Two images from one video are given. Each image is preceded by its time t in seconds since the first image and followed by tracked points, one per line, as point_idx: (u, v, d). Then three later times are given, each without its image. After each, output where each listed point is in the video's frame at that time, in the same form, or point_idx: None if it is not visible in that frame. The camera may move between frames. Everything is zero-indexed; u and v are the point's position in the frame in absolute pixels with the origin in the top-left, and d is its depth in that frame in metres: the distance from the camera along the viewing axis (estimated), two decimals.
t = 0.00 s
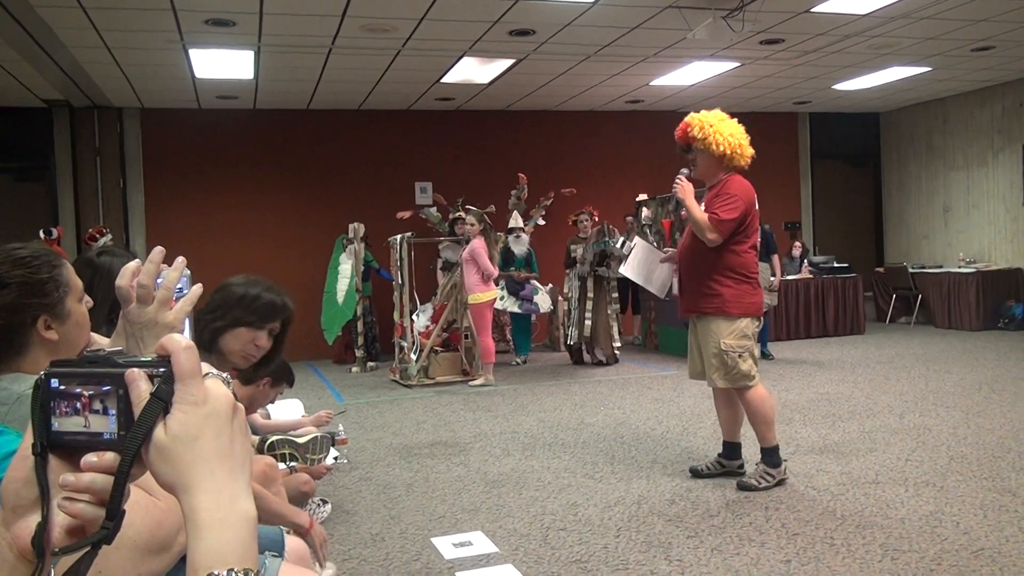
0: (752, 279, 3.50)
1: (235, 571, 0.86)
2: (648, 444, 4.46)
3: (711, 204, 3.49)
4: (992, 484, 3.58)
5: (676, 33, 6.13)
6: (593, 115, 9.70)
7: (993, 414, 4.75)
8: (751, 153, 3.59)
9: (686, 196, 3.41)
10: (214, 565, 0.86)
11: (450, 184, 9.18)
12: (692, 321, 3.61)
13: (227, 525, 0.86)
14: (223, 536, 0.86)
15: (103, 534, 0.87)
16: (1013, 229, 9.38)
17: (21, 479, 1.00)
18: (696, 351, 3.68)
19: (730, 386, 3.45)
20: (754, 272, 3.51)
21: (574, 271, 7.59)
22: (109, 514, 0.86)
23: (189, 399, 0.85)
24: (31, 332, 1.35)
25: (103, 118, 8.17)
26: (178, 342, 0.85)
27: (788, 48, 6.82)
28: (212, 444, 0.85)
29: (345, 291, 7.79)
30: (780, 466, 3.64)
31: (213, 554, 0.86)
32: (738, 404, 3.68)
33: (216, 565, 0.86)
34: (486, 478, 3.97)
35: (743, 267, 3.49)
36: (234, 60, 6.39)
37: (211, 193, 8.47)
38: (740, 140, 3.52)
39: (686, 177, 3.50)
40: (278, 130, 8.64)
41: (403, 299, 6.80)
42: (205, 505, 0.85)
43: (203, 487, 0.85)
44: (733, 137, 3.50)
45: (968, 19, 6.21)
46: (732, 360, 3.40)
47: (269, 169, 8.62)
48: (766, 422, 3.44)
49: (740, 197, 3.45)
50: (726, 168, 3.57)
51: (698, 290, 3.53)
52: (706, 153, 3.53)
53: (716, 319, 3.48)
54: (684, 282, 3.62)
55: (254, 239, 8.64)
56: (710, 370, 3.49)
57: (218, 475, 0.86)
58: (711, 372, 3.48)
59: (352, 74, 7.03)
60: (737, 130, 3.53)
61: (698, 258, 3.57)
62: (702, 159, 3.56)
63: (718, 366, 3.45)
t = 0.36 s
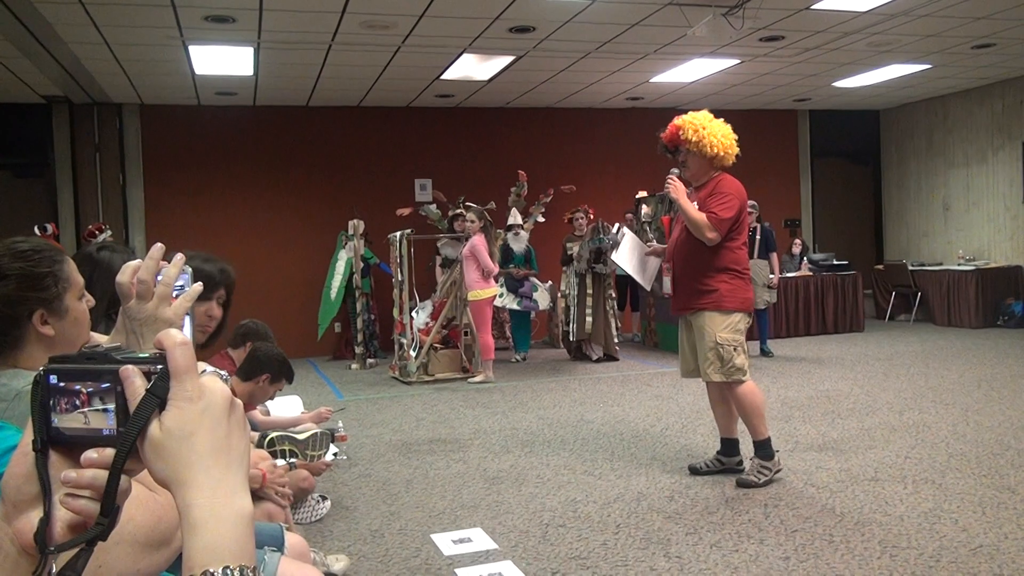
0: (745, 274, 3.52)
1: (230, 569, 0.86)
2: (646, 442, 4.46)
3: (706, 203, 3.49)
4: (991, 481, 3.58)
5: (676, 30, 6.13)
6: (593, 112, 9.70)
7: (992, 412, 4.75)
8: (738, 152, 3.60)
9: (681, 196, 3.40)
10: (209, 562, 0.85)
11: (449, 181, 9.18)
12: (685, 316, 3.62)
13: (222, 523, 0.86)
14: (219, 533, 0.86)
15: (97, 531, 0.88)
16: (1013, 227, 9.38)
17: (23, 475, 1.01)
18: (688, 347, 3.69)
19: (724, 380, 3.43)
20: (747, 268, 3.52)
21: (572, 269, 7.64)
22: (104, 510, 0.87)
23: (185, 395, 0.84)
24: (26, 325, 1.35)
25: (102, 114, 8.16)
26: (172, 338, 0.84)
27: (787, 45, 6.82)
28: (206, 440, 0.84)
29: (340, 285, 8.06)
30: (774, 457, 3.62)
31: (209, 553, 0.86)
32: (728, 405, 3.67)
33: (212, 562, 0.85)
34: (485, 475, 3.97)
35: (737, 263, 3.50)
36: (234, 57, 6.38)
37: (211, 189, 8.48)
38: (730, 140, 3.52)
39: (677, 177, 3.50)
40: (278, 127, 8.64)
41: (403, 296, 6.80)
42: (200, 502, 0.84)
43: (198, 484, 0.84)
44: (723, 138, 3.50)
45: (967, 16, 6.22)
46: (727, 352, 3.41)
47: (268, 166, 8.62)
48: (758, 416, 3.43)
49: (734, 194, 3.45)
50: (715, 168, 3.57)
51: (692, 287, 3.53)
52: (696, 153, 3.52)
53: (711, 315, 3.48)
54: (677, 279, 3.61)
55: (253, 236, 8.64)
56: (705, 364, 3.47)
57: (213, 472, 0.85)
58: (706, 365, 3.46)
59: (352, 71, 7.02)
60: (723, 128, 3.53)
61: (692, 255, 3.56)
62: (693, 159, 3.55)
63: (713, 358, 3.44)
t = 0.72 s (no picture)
0: (745, 269, 3.52)
1: (237, 561, 0.87)
2: (645, 439, 4.46)
3: (703, 199, 3.49)
4: (990, 480, 3.58)
5: (677, 27, 6.12)
6: (593, 109, 9.70)
7: (991, 410, 4.76)
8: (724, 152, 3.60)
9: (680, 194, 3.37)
10: (216, 554, 0.86)
11: (450, 178, 9.18)
12: (685, 313, 3.60)
13: (230, 515, 0.87)
14: (226, 527, 0.87)
15: (113, 523, 0.85)
16: (1013, 226, 9.38)
17: (29, 464, 1.00)
18: (685, 345, 3.69)
19: (720, 375, 3.43)
20: (746, 263, 3.54)
21: (567, 265, 7.69)
22: (119, 501, 0.84)
23: (195, 386, 0.83)
24: (17, 318, 1.35)
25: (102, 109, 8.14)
26: (182, 328, 0.83)
27: (788, 43, 6.82)
28: (216, 432, 0.84)
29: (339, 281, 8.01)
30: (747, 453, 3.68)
31: (215, 545, 0.86)
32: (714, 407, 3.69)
33: (218, 555, 0.86)
34: (484, 471, 3.98)
35: (737, 258, 3.50)
36: (234, 52, 6.37)
37: (211, 184, 8.47)
38: (715, 139, 3.54)
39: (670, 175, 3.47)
40: (277, 123, 8.63)
41: (403, 293, 6.80)
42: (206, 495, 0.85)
43: (204, 478, 0.84)
44: (709, 137, 3.51)
45: (968, 14, 6.20)
46: (728, 348, 3.41)
47: (268, 162, 8.61)
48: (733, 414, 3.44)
49: (730, 189, 3.46)
50: (701, 167, 3.60)
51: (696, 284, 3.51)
52: (684, 151, 3.53)
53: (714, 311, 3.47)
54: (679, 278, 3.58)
55: (253, 231, 8.63)
56: (702, 358, 3.45)
57: (221, 463, 0.85)
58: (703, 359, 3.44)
59: (352, 66, 7.01)
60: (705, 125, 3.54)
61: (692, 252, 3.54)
62: (681, 158, 3.56)
63: (713, 354, 3.42)
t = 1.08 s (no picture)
0: (744, 269, 3.52)
1: (221, 526, 0.85)
2: (643, 437, 4.46)
3: (704, 197, 3.49)
4: (988, 479, 3.59)
5: (677, 25, 6.12)
6: (593, 107, 9.69)
7: (990, 410, 4.76)
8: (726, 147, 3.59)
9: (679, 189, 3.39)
10: (200, 519, 0.85)
11: (449, 175, 9.17)
12: (683, 312, 3.59)
13: (214, 479, 0.85)
14: (209, 491, 0.85)
15: (102, 486, 0.89)
16: (1012, 225, 9.38)
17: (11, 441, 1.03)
18: (682, 346, 3.68)
19: (728, 375, 3.42)
20: (746, 261, 3.53)
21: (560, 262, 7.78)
22: (106, 466, 0.88)
23: (179, 351, 0.82)
24: (9, 309, 1.35)
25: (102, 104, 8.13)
26: (167, 293, 0.83)
27: (788, 42, 6.82)
28: (201, 397, 0.83)
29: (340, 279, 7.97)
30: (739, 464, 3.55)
31: (199, 510, 0.85)
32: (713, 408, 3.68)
33: (202, 520, 0.85)
34: (483, 468, 3.98)
35: (736, 258, 3.50)
36: (234, 48, 6.36)
37: (210, 179, 8.47)
38: (717, 137, 3.54)
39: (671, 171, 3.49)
40: (277, 119, 8.62)
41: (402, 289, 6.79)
42: (190, 458, 0.84)
43: (188, 442, 0.83)
44: (712, 134, 3.51)
45: (969, 14, 6.20)
46: (734, 347, 3.41)
47: (268, 158, 8.61)
48: (733, 415, 3.43)
49: (730, 187, 3.46)
50: (704, 164, 3.60)
51: (695, 283, 3.50)
52: (686, 148, 3.53)
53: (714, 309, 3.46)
54: (677, 275, 3.58)
55: (252, 227, 8.63)
56: (709, 359, 3.44)
57: (204, 427, 0.84)
58: (711, 360, 3.42)
59: (352, 63, 7.01)
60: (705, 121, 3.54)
61: (691, 250, 3.54)
62: (683, 155, 3.55)
63: (720, 352, 3.41)
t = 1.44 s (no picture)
0: (743, 275, 3.50)
1: (218, 517, 0.86)
2: (642, 435, 4.46)
3: (717, 198, 3.44)
4: (987, 478, 3.59)
5: (678, 23, 6.11)
6: (593, 106, 9.69)
7: (988, 409, 4.76)
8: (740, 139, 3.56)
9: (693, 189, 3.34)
10: (197, 510, 0.86)
11: (449, 174, 9.17)
12: (681, 314, 3.57)
13: (212, 471, 0.86)
14: (207, 484, 0.86)
15: (97, 473, 0.90)
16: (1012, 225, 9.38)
17: (15, 428, 1.02)
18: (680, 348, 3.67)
19: (722, 382, 3.39)
20: (746, 267, 3.52)
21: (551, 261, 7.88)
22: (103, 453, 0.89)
23: (182, 343, 0.83)
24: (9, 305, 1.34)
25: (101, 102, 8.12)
26: (171, 285, 0.84)
27: (788, 41, 6.82)
28: (200, 389, 0.84)
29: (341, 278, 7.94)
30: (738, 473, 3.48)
31: (196, 501, 0.85)
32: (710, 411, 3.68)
33: (200, 510, 0.86)
34: (482, 467, 3.98)
35: (739, 263, 3.48)
36: (234, 46, 6.36)
37: (210, 178, 8.47)
38: (733, 134, 3.51)
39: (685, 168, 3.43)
40: (278, 117, 8.62)
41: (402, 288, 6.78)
42: (189, 450, 0.84)
43: (187, 434, 0.84)
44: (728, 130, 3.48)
45: (969, 13, 6.20)
46: (728, 354, 3.37)
47: (268, 156, 8.61)
48: (734, 425, 3.39)
49: (744, 191, 3.43)
50: (716, 163, 3.57)
51: (695, 285, 3.47)
52: (702, 145, 3.49)
53: (711, 314, 3.43)
54: (676, 275, 3.55)
55: (252, 225, 8.63)
56: (705, 364, 3.41)
57: (202, 419, 0.84)
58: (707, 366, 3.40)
59: (352, 61, 7.00)
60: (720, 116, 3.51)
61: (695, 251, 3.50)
62: (698, 152, 3.51)
63: (715, 359, 3.38)
